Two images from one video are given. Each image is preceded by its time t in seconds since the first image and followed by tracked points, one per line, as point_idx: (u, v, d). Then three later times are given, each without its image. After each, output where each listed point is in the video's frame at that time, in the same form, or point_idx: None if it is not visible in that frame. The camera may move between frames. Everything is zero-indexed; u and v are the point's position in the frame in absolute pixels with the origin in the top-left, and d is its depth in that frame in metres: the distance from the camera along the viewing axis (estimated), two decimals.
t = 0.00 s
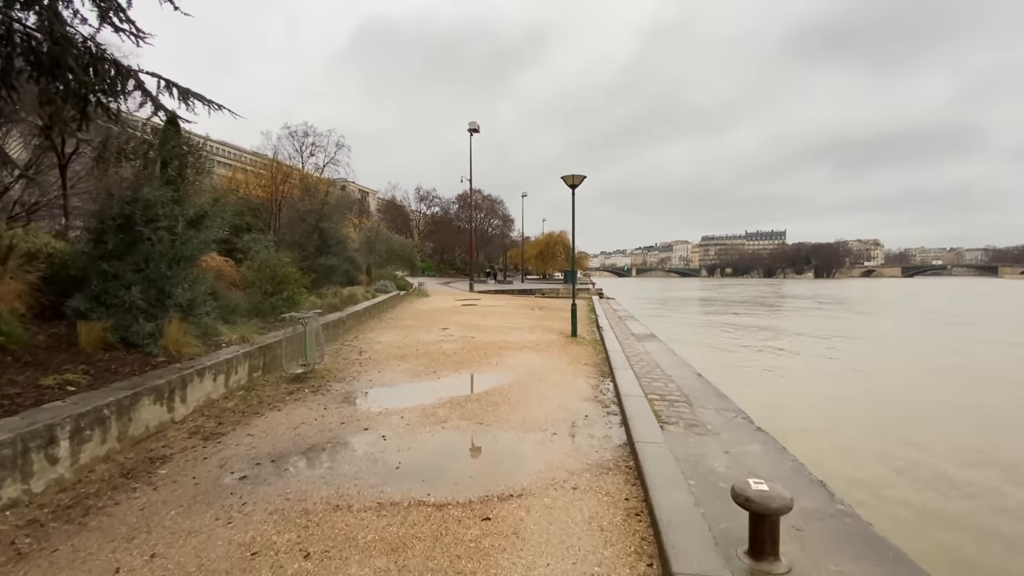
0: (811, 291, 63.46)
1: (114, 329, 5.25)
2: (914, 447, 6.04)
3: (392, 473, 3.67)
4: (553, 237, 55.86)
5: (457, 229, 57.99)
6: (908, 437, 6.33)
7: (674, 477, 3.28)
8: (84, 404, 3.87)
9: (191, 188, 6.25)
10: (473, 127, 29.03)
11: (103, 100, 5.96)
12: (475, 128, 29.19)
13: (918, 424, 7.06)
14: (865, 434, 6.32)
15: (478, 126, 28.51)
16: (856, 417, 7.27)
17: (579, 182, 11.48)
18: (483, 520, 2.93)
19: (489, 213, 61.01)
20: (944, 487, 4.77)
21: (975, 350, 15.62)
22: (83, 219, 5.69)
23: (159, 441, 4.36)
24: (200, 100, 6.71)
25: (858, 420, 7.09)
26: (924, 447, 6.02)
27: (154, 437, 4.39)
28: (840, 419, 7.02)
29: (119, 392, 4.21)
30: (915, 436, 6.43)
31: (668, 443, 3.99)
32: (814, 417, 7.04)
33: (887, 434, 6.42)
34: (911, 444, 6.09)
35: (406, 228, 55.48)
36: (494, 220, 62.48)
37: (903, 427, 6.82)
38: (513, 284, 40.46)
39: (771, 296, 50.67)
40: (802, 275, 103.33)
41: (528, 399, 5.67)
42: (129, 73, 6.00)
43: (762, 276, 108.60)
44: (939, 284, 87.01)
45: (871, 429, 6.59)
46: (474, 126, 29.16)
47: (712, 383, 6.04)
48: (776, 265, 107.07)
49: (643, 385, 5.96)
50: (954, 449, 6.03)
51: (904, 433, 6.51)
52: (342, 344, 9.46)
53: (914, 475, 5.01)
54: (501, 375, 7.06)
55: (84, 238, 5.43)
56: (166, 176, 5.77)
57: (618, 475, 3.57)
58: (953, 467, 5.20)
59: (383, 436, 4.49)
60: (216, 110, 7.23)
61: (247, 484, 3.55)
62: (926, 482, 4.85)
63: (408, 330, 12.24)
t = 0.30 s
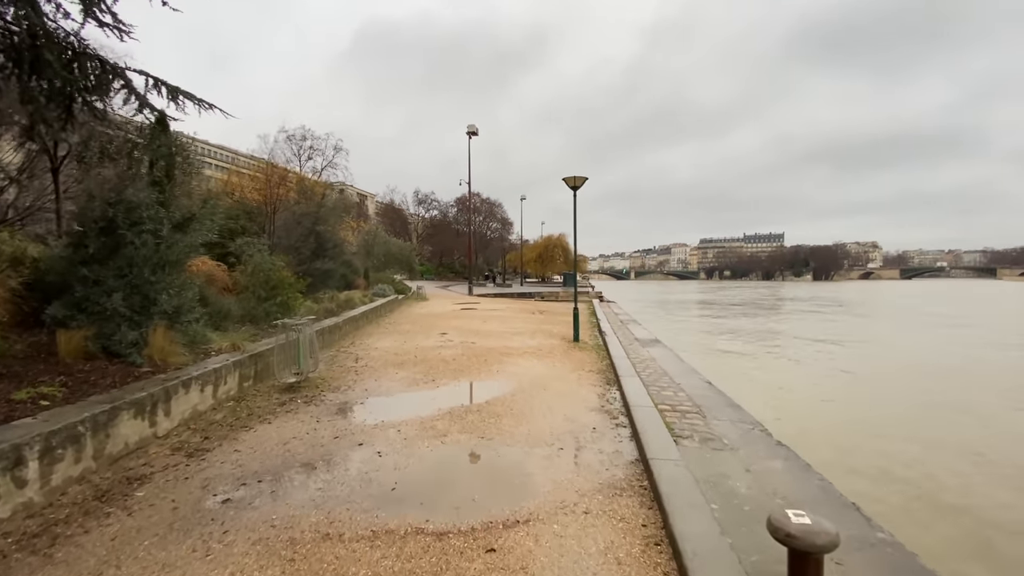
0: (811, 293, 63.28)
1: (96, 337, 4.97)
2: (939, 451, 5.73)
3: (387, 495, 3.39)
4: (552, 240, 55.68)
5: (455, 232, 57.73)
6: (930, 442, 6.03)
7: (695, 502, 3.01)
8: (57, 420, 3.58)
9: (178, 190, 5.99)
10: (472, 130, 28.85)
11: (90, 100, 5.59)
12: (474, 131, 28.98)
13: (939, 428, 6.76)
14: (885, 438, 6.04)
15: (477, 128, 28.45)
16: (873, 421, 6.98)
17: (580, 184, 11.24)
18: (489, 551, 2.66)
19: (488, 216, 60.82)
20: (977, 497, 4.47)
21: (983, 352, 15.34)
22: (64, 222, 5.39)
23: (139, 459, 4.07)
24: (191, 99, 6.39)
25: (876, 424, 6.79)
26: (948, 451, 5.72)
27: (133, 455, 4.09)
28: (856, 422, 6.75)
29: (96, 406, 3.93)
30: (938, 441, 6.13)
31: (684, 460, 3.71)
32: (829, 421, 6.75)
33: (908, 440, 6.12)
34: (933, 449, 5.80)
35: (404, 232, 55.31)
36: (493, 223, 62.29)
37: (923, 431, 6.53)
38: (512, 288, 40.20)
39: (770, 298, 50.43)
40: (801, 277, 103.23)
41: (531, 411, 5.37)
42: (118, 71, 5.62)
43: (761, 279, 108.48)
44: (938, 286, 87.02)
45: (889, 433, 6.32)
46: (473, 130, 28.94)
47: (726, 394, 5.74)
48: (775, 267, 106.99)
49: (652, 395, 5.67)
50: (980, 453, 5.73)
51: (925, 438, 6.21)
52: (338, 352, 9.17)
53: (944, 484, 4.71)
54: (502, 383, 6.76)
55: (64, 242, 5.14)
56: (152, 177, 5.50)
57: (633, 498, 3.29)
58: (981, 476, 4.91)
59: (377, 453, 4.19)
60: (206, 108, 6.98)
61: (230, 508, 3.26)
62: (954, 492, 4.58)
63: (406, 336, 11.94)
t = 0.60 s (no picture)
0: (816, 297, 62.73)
1: (78, 351, 4.71)
2: (971, 456, 5.40)
3: (381, 523, 3.10)
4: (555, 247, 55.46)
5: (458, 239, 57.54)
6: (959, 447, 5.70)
7: (721, 532, 2.72)
8: (26, 443, 3.31)
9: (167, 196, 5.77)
10: (473, 137, 28.72)
11: (79, 106, 4.94)
12: (475, 139, 28.88)
13: (967, 433, 6.42)
14: (911, 446, 5.72)
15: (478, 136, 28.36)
16: (897, 426, 6.65)
17: (584, 187, 11.00)
18: None
19: (490, 224, 60.74)
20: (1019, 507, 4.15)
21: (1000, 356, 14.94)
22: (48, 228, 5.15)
23: (117, 482, 3.79)
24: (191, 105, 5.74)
25: (900, 429, 6.46)
26: (980, 457, 5.40)
27: (112, 479, 3.82)
28: (878, 428, 6.43)
29: (72, 427, 3.65)
30: (969, 447, 5.80)
31: (705, 482, 3.42)
32: (850, 426, 6.43)
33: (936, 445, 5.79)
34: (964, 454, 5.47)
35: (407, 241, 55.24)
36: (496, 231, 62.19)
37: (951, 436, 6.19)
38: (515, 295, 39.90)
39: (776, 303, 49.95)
40: (806, 282, 102.55)
41: (537, 425, 5.07)
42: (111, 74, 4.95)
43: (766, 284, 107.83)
44: (946, 289, 86.16)
45: (915, 439, 6.00)
46: (474, 138, 28.84)
47: (742, 407, 5.43)
48: (780, 272, 106.36)
49: (665, 407, 5.37)
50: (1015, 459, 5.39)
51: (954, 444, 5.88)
52: (337, 363, 8.91)
53: (981, 493, 4.39)
54: (506, 395, 6.47)
55: (46, 250, 4.90)
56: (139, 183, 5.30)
57: (651, 525, 3.00)
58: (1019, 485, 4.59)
59: (373, 474, 3.90)
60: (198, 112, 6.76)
61: (210, 540, 2.98)
62: (993, 501, 4.26)
63: (408, 345, 11.68)
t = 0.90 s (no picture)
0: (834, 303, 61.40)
1: (67, 358, 4.51)
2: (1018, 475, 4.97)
3: (373, 554, 2.82)
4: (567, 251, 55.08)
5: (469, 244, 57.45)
6: (1005, 462, 5.26)
7: None
8: None
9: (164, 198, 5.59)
10: (483, 142, 28.60)
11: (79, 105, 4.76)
12: (486, 144, 28.75)
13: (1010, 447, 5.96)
14: (951, 461, 5.30)
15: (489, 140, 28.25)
16: (933, 437, 6.21)
17: (597, 190, 10.71)
18: None
19: (501, 229, 60.57)
20: None
21: None
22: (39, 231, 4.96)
23: (98, 500, 3.55)
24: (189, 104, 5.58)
25: (936, 441, 6.03)
26: None
27: (92, 497, 3.57)
28: (913, 440, 6.00)
29: (52, 441, 3.42)
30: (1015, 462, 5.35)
31: (733, 512, 3.07)
32: (883, 438, 6.01)
33: (979, 460, 5.36)
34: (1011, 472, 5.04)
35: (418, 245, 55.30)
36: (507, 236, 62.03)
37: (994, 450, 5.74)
38: (526, 300, 39.54)
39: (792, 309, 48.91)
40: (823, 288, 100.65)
41: (547, 441, 4.74)
42: (111, 74, 4.76)
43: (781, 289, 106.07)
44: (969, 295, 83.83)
45: (955, 453, 5.57)
46: (485, 142, 28.71)
47: (767, 424, 5.05)
48: (796, 278, 104.57)
49: (684, 423, 5.01)
50: None
51: (999, 458, 5.44)
52: (342, 370, 8.68)
53: None
54: (515, 407, 6.17)
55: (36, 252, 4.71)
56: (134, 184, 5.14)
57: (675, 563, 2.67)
58: None
59: (369, 496, 3.61)
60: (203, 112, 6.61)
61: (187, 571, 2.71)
62: None
63: (416, 351, 11.44)
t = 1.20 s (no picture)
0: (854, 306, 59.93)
1: (64, 354, 4.35)
2: None
3: None
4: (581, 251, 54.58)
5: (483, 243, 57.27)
6: None
7: None
8: None
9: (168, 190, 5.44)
10: (498, 140, 28.31)
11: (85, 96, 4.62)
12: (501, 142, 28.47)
13: None
14: (1000, 473, 4.89)
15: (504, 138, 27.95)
16: (977, 446, 5.78)
17: (614, 187, 10.37)
18: None
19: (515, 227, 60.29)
20: None
21: None
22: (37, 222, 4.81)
23: (86, 507, 3.35)
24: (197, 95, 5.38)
25: (980, 451, 5.60)
26: None
27: (79, 502, 3.38)
28: (956, 450, 5.57)
29: (39, 443, 3.22)
30: None
31: (770, 539, 2.75)
32: (923, 448, 5.60)
33: None
34: None
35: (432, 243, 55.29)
36: (521, 235, 61.71)
37: None
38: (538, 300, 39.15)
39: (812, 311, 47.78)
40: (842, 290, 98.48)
41: (562, 451, 4.44)
42: (119, 64, 4.44)
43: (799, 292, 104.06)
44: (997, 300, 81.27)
45: (1003, 464, 5.14)
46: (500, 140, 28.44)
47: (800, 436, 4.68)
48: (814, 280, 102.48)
49: (709, 434, 4.67)
50: None
51: None
52: (351, 369, 8.48)
53: None
54: (527, 411, 5.88)
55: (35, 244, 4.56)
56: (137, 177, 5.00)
57: None
58: None
59: (370, 508, 3.35)
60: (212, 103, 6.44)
61: None
62: None
63: (426, 350, 11.22)
